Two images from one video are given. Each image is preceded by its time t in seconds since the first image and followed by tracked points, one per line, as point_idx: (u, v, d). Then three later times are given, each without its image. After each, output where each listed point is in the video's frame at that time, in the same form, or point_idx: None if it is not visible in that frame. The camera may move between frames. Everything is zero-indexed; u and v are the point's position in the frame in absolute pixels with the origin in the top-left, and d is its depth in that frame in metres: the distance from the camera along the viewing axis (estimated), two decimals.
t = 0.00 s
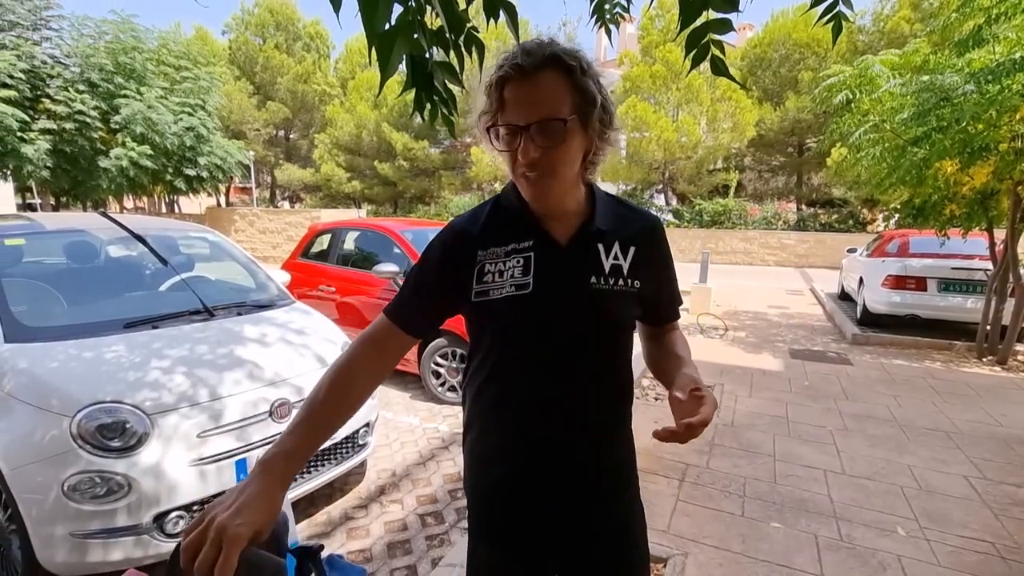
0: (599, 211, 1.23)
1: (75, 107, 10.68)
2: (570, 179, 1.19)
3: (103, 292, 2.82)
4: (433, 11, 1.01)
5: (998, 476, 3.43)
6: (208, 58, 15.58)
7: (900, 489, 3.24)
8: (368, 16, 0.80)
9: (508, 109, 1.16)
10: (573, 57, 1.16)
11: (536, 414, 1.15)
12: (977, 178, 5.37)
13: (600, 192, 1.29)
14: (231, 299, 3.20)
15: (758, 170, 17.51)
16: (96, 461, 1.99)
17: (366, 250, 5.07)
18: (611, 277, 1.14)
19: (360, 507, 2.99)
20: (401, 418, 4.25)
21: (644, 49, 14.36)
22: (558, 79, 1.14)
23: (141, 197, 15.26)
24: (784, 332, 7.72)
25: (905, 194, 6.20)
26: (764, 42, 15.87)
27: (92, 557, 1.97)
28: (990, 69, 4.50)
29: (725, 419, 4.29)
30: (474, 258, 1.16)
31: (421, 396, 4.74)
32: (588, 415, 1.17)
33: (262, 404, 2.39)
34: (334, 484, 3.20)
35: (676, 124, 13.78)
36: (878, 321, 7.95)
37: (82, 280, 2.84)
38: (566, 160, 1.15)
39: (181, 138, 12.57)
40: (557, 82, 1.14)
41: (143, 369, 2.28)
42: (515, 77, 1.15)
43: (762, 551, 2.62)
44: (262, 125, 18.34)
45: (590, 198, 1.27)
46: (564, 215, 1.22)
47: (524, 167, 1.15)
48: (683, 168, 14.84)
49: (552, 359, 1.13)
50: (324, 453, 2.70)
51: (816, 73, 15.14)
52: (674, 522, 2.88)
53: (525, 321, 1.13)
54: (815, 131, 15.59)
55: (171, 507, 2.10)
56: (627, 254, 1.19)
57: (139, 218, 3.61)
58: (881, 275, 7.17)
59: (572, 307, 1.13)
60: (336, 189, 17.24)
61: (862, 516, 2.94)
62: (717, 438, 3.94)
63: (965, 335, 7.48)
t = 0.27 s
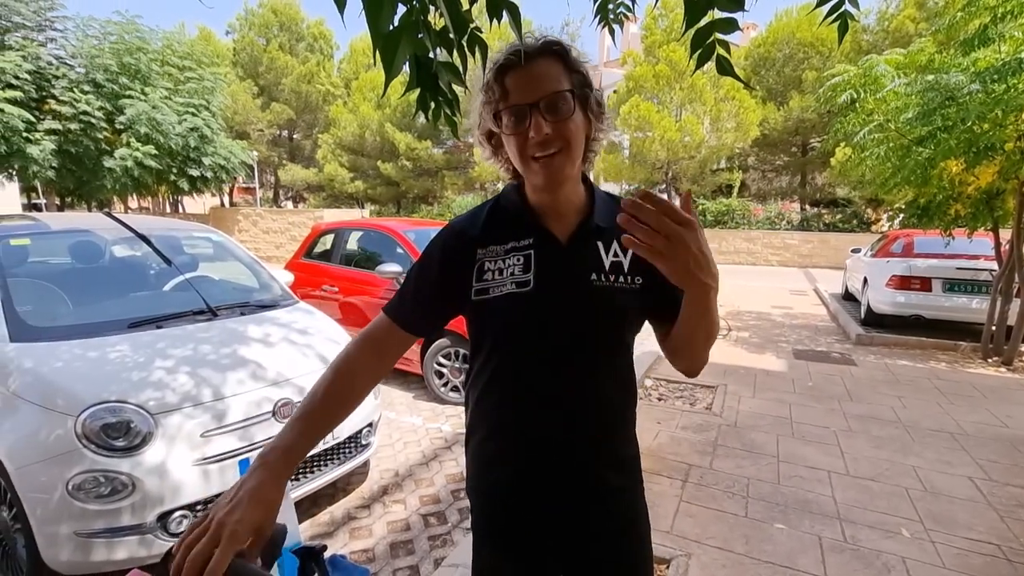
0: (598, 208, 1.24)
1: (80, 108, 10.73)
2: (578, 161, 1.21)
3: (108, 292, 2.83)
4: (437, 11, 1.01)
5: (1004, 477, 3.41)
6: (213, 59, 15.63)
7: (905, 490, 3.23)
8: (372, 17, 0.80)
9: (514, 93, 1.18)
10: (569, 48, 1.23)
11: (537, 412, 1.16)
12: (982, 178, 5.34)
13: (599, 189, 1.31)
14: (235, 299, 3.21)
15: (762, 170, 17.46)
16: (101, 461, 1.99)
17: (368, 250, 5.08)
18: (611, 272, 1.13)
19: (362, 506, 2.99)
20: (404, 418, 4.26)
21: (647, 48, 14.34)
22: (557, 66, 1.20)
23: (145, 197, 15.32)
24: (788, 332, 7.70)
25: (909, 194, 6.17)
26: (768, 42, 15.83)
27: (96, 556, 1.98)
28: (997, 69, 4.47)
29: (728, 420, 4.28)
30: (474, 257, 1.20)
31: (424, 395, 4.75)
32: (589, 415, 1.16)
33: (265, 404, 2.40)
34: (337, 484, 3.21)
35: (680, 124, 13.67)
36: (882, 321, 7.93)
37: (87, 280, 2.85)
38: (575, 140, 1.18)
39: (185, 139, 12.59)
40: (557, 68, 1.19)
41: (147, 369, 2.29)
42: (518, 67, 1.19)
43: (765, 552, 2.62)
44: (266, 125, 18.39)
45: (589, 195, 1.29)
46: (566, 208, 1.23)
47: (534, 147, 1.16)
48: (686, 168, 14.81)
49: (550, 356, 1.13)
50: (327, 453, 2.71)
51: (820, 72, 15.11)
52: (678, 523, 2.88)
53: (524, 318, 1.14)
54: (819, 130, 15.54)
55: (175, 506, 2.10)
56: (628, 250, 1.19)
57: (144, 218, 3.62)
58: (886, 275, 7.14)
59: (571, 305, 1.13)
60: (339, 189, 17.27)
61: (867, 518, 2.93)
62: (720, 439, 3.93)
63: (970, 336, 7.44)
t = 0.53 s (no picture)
0: (592, 203, 1.22)
1: (83, 108, 10.78)
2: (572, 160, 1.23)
3: (111, 292, 2.84)
4: (437, 11, 1.01)
5: (1008, 479, 3.40)
6: (216, 59, 15.67)
7: (909, 491, 3.22)
8: (373, 15, 0.81)
9: (498, 109, 1.20)
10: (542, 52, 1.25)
11: (532, 409, 1.17)
12: (986, 177, 5.34)
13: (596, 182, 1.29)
14: (237, 298, 3.22)
15: (764, 170, 17.42)
16: (104, 460, 2.00)
17: (371, 250, 5.09)
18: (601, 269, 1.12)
19: (364, 506, 3.00)
20: (406, 417, 4.26)
21: (650, 48, 14.32)
22: (531, 76, 1.23)
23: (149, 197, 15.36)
24: (791, 332, 7.68)
25: (913, 193, 6.15)
26: (771, 41, 15.80)
27: (100, 555, 1.99)
28: (1001, 67, 4.44)
29: (731, 420, 4.27)
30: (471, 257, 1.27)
31: (426, 395, 4.75)
32: (584, 413, 1.15)
33: (267, 404, 2.40)
34: (339, 484, 3.22)
35: (683, 124, 13.32)
36: (885, 321, 7.91)
37: (90, 280, 2.86)
38: (566, 146, 1.20)
39: (189, 139, 12.61)
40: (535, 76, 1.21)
41: (150, 368, 2.30)
42: (496, 84, 1.22)
43: (768, 553, 2.62)
44: (269, 126, 18.43)
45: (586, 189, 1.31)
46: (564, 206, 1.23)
47: (530, 158, 1.18)
48: (689, 168, 14.79)
49: (542, 352, 1.15)
50: (329, 453, 2.71)
51: (823, 71, 15.07)
52: (680, 523, 2.88)
53: (516, 315, 1.17)
54: (822, 130, 15.50)
55: (178, 505, 2.11)
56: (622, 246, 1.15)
57: (147, 218, 3.63)
58: (889, 275, 7.12)
59: (563, 299, 1.14)
60: (342, 189, 17.30)
61: (870, 519, 2.92)
62: (722, 439, 3.93)
63: (974, 336, 7.42)
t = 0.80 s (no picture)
0: (584, 207, 1.22)
1: (85, 108, 10.80)
2: (538, 171, 1.22)
3: (112, 291, 2.85)
4: (436, 10, 1.01)
5: (1011, 478, 3.39)
6: (217, 59, 15.69)
7: (911, 491, 3.21)
8: (369, 12, 0.81)
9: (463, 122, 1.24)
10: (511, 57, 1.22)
11: (526, 410, 1.18)
12: (989, 175, 5.33)
13: (589, 184, 1.30)
14: (238, 298, 3.22)
15: (766, 168, 17.39)
16: (105, 459, 2.01)
17: (372, 249, 5.09)
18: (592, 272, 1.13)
19: (365, 505, 3.00)
20: (407, 417, 4.26)
21: (651, 47, 14.32)
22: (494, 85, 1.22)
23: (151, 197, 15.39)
24: (793, 331, 7.67)
25: (915, 192, 6.14)
26: (772, 40, 15.78)
27: (102, 553, 1.99)
28: (1004, 65, 4.42)
29: (732, 420, 4.27)
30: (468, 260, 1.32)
31: (427, 395, 4.76)
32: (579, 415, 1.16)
33: (267, 403, 2.40)
34: (340, 483, 3.22)
35: (683, 123, 13.60)
36: (887, 320, 7.90)
37: (92, 280, 2.87)
38: (521, 158, 1.19)
39: (190, 140, 12.61)
40: (497, 85, 1.21)
41: (152, 368, 2.31)
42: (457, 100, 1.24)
43: (769, 553, 2.61)
44: (271, 126, 18.46)
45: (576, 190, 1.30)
46: (545, 213, 1.26)
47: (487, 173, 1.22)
48: (690, 167, 14.76)
49: (535, 356, 1.16)
50: (330, 452, 2.71)
51: (825, 70, 15.05)
52: (681, 523, 2.88)
53: (509, 318, 1.19)
54: (824, 128, 15.47)
55: (179, 504, 2.11)
56: (614, 252, 1.16)
57: (148, 218, 3.64)
58: (892, 274, 7.10)
59: (554, 303, 1.15)
60: (344, 188, 17.32)
61: (871, 518, 2.92)
62: (724, 438, 3.92)
63: (976, 335, 7.40)
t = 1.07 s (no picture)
0: (580, 204, 1.22)
1: (87, 110, 10.81)
2: (522, 183, 1.22)
3: (114, 292, 2.85)
4: (437, 10, 1.02)
5: (1012, 477, 3.39)
6: (217, 60, 15.70)
7: (912, 490, 3.21)
8: (371, 13, 0.81)
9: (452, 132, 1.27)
10: (498, 69, 1.22)
11: (527, 408, 1.20)
12: (989, 175, 5.34)
13: (584, 185, 1.29)
14: (240, 298, 3.23)
15: (767, 168, 17.39)
16: (107, 460, 2.01)
17: (373, 250, 5.10)
18: (590, 271, 1.14)
19: (367, 505, 3.01)
20: (408, 417, 4.27)
21: (651, 47, 14.32)
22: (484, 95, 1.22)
23: (152, 199, 15.41)
24: (794, 331, 7.66)
25: (915, 191, 6.14)
26: (773, 39, 15.78)
27: (105, 553, 2.00)
28: (1004, 64, 4.42)
29: (733, 419, 4.27)
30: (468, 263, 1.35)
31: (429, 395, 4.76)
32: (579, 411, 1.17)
33: (269, 404, 2.41)
34: (342, 483, 3.23)
35: (684, 123, 13.61)
36: (887, 319, 7.90)
37: (94, 280, 2.87)
38: (500, 174, 1.21)
39: (191, 141, 12.61)
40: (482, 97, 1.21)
41: (153, 368, 2.31)
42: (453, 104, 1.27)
43: (771, 552, 2.61)
44: (272, 126, 18.47)
45: (573, 191, 1.29)
46: (537, 216, 1.27)
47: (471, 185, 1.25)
48: (691, 167, 14.76)
49: (535, 356, 1.17)
50: (331, 452, 2.72)
51: (826, 69, 15.03)
52: (682, 522, 2.88)
53: (509, 319, 1.20)
54: (825, 128, 15.46)
55: (181, 504, 2.12)
56: (612, 247, 1.16)
57: (150, 219, 3.65)
58: (892, 273, 7.10)
59: (553, 302, 1.17)
60: (344, 189, 17.34)
61: (873, 518, 2.92)
62: (725, 438, 3.93)
63: (977, 334, 7.39)
